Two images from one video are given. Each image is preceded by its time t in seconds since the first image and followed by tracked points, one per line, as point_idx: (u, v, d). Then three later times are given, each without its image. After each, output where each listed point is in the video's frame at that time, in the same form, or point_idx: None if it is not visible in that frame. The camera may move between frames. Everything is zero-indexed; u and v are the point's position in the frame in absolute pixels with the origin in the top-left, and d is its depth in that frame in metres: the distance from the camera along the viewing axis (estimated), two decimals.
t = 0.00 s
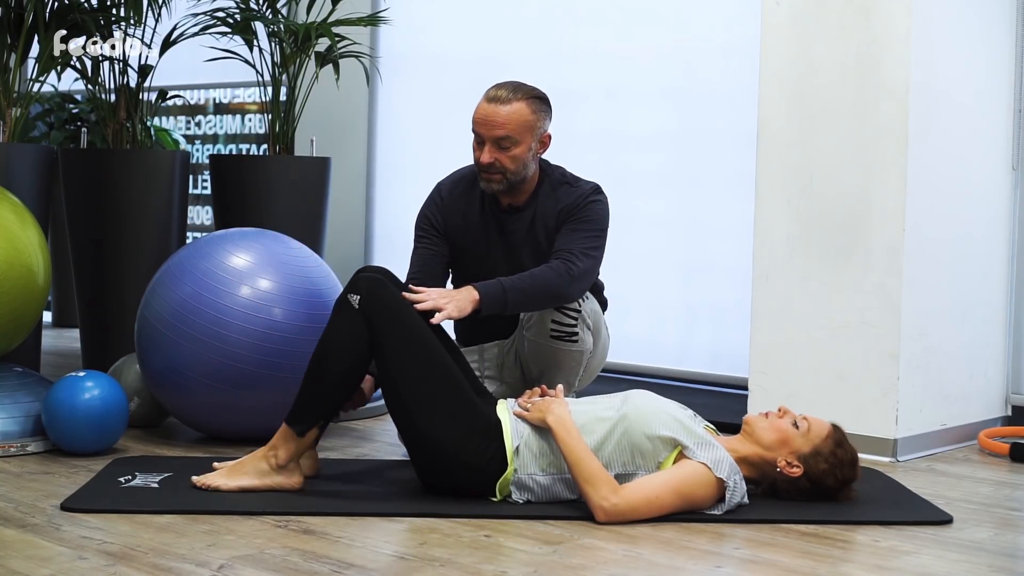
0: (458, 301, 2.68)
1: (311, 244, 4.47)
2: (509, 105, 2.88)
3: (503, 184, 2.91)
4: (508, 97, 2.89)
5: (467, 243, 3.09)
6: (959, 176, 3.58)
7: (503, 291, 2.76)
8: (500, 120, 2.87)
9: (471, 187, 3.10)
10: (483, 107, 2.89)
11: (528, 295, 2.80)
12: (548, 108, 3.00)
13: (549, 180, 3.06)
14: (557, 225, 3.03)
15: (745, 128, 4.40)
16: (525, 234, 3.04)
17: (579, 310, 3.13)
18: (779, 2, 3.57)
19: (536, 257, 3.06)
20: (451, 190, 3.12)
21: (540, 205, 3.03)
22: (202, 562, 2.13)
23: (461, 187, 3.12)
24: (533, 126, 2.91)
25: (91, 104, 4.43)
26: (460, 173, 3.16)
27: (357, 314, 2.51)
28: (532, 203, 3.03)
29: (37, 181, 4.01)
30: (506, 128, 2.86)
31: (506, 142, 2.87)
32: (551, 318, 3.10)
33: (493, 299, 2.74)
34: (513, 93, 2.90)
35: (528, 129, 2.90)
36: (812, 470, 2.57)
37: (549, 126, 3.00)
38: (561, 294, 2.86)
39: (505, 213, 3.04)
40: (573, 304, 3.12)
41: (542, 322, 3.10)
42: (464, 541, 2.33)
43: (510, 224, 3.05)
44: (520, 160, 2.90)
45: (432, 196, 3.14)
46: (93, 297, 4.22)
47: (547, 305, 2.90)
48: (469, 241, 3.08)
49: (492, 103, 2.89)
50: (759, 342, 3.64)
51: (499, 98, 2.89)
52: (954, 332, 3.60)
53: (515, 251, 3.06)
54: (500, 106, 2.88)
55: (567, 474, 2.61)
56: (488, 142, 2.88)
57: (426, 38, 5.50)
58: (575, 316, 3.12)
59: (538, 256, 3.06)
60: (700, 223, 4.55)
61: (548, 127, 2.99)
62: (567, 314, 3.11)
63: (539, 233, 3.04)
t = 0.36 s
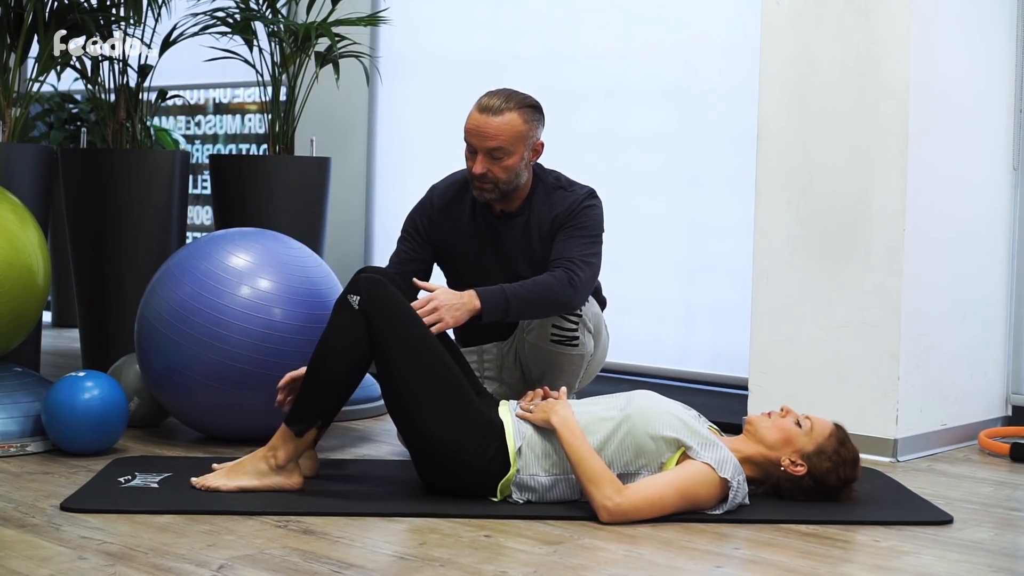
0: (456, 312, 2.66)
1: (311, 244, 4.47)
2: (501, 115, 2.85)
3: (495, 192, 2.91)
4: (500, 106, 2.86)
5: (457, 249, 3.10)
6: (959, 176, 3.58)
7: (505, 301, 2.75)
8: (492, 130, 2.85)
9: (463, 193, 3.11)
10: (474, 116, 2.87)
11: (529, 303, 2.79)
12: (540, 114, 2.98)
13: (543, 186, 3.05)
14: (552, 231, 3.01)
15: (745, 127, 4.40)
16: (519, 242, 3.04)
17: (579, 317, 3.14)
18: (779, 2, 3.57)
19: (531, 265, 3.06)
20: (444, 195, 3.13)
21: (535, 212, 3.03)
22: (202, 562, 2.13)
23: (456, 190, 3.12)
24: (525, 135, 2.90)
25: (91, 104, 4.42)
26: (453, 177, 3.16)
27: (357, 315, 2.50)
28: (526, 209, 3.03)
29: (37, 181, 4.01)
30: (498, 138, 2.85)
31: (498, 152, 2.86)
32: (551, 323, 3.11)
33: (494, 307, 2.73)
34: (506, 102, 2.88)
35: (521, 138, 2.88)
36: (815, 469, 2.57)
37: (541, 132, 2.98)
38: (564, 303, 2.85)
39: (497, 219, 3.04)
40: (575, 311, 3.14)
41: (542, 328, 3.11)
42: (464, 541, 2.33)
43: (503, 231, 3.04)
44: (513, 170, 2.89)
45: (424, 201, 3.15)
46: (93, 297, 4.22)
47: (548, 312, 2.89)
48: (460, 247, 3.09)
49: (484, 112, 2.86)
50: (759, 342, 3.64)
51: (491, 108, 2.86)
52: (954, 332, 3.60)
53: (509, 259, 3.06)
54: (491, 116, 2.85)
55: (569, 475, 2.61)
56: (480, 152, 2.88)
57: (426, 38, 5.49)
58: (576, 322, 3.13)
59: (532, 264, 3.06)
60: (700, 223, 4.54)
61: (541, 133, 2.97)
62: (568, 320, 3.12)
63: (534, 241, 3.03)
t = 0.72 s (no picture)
0: (439, 313, 2.72)
1: (311, 244, 4.47)
2: (503, 115, 2.86)
3: (495, 193, 2.91)
4: (503, 106, 2.87)
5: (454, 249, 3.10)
6: (959, 176, 3.58)
7: (489, 301, 2.79)
8: (495, 130, 2.85)
9: (460, 194, 3.10)
10: (476, 115, 2.87)
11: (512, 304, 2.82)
12: (541, 115, 2.99)
13: (538, 185, 3.05)
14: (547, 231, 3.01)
15: (745, 127, 4.40)
16: (515, 242, 3.04)
17: (573, 316, 3.14)
18: (779, 2, 3.57)
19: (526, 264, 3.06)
20: (441, 195, 3.13)
21: (530, 211, 3.02)
22: (202, 562, 2.13)
23: (454, 189, 3.12)
24: (527, 136, 2.90)
25: (91, 104, 4.42)
26: (451, 177, 3.16)
27: (357, 317, 2.50)
28: (522, 209, 3.03)
29: (37, 181, 4.01)
30: (501, 138, 2.85)
31: (500, 152, 2.86)
32: (545, 325, 3.10)
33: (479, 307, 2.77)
34: (508, 103, 2.88)
35: (522, 139, 2.89)
36: (816, 468, 2.57)
37: (541, 135, 2.99)
38: (546, 305, 2.87)
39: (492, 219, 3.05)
40: (567, 311, 3.13)
41: (536, 330, 3.11)
42: (464, 541, 2.32)
43: (499, 231, 3.05)
44: (514, 171, 2.89)
45: (421, 201, 3.15)
46: (92, 297, 4.22)
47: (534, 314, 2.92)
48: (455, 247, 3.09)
49: (486, 112, 2.87)
50: (759, 342, 3.63)
51: (493, 108, 2.87)
52: (953, 332, 3.60)
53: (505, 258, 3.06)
54: (494, 116, 2.86)
55: (569, 475, 2.61)
56: (482, 152, 2.87)
57: (426, 38, 5.49)
58: (570, 322, 3.13)
59: (527, 262, 3.06)
60: (700, 223, 4.54)
61: (541, 136, 2.98)
62: (561, 321, 3.11)
63: (529, 240, 3.03)
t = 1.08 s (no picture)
0: (436, 309, 2.73)
1: (311, 244, 4.47)
2: (513, 115, 2.86)
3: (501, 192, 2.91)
4: (514, 106, 2.86)
5: (457, 249, 3.10)
6: (959, 176, 3.58)
7: (488, 297, 2.80)
8: (506, 130, 2.85)
9: (462, 194, 3.10)
10: (486, 114, 2.86)
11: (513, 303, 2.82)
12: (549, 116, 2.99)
13: (541, 186, 3.05)
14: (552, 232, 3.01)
15: (745, 127, 4.40)
16: (517, 242, 3.04)
17: (575, 317, 3.14)
18: (779, 2, 3.57)
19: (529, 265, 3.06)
20: (444, 194, 3.13)
21: (533, 212, 3.02)
22: (202, 562, 2.13)
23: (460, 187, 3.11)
24: (536, 136, 2.91)
25: (91, 104, 4.42)
26: (453, 176, 3.16)
27: (355, 318, 2.49)
28: (524, 209, 3.02)
29: (37, 182, 4.01)
30: (511, 138, 2.85)
31: (510, 152, 2.87)
32: (546, 325, 3.11)
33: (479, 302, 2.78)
34: (518, 103, 2.88)
35: (531, 139, 2.89)
36: (815, 469, 2.57)
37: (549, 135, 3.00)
38: (550, 305, 2.88)
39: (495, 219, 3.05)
40: (569, 311, 3.13)
41: (538, 330, 3.11)
42: (464, 541, 2.32)
43: (502, 231, 3.04)
44: (522, 170, 2.90)
45: (423, 201, 3.15)
46: (93, 296, 4.22)
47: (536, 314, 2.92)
48: (458, 247, 3.10)
49: (496, 111, 2.86)
50: (759, 342, 3.63)
51: (504, 107, 2.86)
52: (954, 332, 3.60)
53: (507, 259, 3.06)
54: (505, 115, 2.85)
55: (569, 474, 2.61)
56: (491, 150, 2.87)
57: (426, 38, 5.49)
58: (572, 322, 3.13)
59: (529, 262, 3.06)
60: (700, 223, 4.54)
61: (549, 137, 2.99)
62: (563, 321, 3.11)
63: (531, 241, 3.03)
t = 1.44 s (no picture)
0: (435, 312, 2.73)
1: (311, 243, 4.47)
2: (511, 118, 2.84)
3: (501, 193, 2.92)
4: (512, 109, 2.85)
5: (453, 247, 3.10)
6: (959, 176, 3.58)
7: (487, 298, 2.81)
8: (505, 133, 2.84)
9: (460, 189, 3.11)
10: (483, 118, 2.84)
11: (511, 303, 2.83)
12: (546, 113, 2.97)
13: (539, 183, 3.04)
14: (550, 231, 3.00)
15: (745, 127, 4.40)
16: (516, 241, 3.03)
17: (574, 317, 3.14)
18: (779, 2, 3.57)
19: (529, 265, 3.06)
20: (442, 190, 3.13)
21: (531, 210, 3.02)
22: (202, 562, 2.13)
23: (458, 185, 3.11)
24: (534, 137, 2.90)
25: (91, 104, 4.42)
26: (453, 172, 3.17)
27: (357, 321, 2.49)
28: (523, 207, 3.02)
29: (37, 181, 4.01)
30: (510, 142, 2.84)
31: (510, 155, 2.86)
32: (546, 326, 3.11)
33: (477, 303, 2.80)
34: (517, 104, 2.86)
35: (530, 141, 2.88)
36: (814, 469, 2.57)
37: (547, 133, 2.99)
38: (551, 305, 2.89)
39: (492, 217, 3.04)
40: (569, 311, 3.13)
41: (537, 331, 3.11)
42: (464, 541, 2.32)
43: (500, 229, 3.04)
44: (521, 171, 2.90)
45: (423, 195, 3.16)
46: (93, 296, 4.22)
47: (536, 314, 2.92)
48: (455, 246, 3.10)
49: (495, 115, 2.84)
50: (759, 342, 3.63)
51: (503, 111, 2.84)
52: (953, 332, 3.60)
53: (507, 259, 3.05)
54: (503, 118, 2.84)
55: (568, 474, 2.61)
56: (491, 154, 2.86)
57: (427, 38, 5.49)
58: (571, 322, 3.13)
59: (527, 261, 3.05)
60: (700, 223, 4.54)
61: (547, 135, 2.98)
62: (562, 321, 3.11)
63: (529, 240, 3.03)
